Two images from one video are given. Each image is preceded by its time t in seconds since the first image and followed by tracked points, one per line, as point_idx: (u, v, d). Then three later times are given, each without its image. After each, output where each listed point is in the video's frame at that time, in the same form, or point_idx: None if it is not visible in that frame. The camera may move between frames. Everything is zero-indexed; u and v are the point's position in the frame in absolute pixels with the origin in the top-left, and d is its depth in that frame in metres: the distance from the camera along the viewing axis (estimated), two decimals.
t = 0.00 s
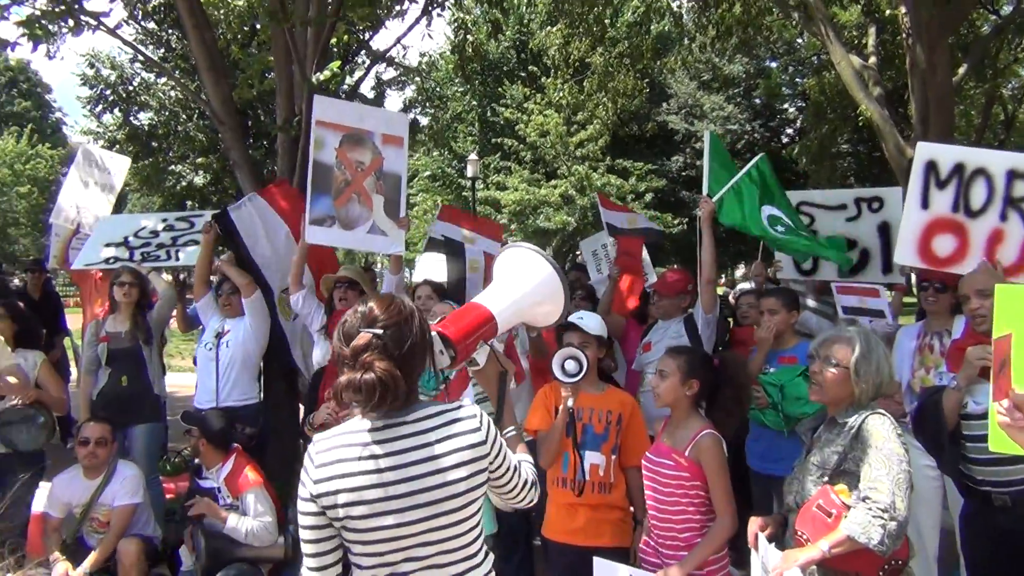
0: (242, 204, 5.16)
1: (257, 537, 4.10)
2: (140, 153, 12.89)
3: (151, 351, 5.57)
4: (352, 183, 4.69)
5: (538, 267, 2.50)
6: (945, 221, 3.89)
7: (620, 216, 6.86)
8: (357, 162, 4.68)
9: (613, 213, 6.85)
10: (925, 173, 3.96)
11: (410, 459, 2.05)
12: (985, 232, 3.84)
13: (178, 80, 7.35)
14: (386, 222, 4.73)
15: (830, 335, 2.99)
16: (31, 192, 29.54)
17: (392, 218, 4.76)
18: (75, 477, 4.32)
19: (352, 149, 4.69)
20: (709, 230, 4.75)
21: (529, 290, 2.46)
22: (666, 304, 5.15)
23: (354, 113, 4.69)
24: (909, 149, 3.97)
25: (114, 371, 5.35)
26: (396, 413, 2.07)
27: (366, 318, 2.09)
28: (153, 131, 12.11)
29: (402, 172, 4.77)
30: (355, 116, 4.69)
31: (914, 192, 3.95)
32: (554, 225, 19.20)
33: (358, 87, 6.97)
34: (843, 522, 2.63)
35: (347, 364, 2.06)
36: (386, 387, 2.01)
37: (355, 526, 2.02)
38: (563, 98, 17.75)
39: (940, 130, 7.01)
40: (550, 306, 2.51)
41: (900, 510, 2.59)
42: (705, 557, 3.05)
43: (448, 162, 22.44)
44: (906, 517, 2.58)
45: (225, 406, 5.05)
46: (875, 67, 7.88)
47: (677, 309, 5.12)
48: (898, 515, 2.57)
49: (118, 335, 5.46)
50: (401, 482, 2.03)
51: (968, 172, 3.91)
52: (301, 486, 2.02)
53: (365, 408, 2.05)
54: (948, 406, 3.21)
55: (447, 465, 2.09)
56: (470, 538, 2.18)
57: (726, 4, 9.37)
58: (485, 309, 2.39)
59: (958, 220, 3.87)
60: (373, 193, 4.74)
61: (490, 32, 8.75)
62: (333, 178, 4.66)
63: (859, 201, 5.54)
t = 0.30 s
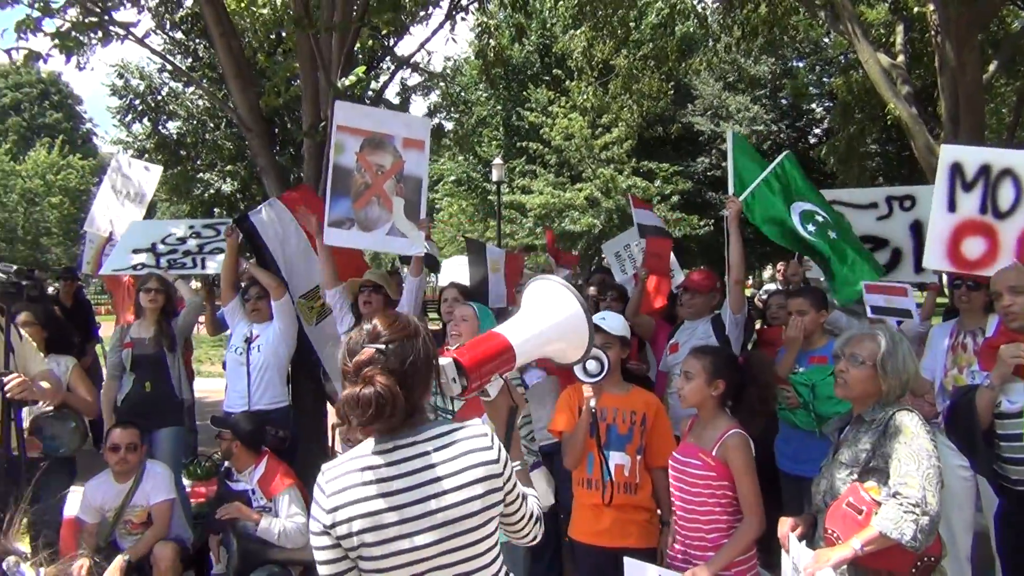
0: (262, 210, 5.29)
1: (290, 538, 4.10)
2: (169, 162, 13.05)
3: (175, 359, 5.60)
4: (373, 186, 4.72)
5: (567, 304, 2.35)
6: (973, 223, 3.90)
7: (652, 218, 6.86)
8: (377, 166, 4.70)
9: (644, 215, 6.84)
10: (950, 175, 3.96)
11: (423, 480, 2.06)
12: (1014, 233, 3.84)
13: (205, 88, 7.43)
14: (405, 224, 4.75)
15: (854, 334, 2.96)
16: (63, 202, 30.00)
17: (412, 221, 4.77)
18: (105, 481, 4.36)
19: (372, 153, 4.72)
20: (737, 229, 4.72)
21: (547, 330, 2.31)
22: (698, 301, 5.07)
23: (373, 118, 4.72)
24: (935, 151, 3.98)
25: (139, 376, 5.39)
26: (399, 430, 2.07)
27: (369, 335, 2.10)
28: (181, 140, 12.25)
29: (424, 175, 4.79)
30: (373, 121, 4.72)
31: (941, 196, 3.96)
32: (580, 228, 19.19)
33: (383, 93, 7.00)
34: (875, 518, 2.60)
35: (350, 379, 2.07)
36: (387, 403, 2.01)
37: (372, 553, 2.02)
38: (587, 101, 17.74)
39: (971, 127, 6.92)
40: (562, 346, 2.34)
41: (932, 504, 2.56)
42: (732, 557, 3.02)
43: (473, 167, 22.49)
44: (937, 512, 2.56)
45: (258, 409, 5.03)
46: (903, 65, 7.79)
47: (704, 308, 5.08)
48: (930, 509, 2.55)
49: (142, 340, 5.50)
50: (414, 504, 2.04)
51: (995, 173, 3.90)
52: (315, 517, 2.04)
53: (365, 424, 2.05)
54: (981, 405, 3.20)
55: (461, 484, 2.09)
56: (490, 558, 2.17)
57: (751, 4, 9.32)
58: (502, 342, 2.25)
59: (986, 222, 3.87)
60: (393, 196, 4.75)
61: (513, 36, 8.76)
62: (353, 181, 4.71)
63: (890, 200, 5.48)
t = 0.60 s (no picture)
0: (275, 207, 5.42)
1: (313, 537, 4.14)
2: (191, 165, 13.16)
3: (195, 360, 5.66)
4: (381, 196, 4.74)
5: (581, 279, 2.36)
6: (999, 201, 4.15)
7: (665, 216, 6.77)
8: (384, 174, 4.71)
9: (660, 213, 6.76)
10: (974, 156, 4.22)
11: (435, 460, 2.06)
12: None
13: (226, 91, 7.47)
14: (415, 225, 4.71)
15: (871, 330, 2.94)
16: (87, 206, 30.32)
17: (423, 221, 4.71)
18: (129, 480, 4.41)
19: (380, 163, 4.75)
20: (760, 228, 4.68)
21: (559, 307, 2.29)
22: (719, 298, 5.05)
23: (378, 128, 4.75)
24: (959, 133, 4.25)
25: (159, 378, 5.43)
26: (411, 420, 2.08)
27: (378, 327, 2.11)
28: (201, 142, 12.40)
29: (432, 176, 4.69)
30: (376, 133, 4.76)
31: (967, 175, 4.22)
32: (600, 227, 19.16)
33: (402, 93, 7.02)
34: (895, 513, 2.59)
35: (360, 372, 2.09)
36: (396, 396, 2.03)
37: (385, 532, 2.05)
38: (606, 99, 17.69)
39: (995, 122, 6.84)
40: (578, 320, 2.34)
41: (952, 497, 2.55)
42: (751, 554, 3.02)
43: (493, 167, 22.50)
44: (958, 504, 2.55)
45: (281, 408, 5.08)
46: (926, 59, 7.71)
47: (724, 304, 5.05)
48: (951, 502, 2.54)
49: (162, 343, 5.56)
50: (426, 484, 2.05)
51: (1019, 152, 4.15)
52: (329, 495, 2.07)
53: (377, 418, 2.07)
54: (1007, 402, 3.16)
55: (474, 465, 2.09)
56: (502, 536, 2.18)
57: None
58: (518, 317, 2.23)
59: (1010, 201, 4.13)
60: (402, 200, 4.75)
61: (531, 35, 8.75)
62: (362, 194, 4.76)
63: (910, 195, 5.42)
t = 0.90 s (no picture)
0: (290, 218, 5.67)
1: (321, 535, 4.13)
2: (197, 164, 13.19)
3: (201, 358, 5.67)
4: (380, 192, 4.74)
5: (583, 324, 2.17)
6: (999, 200, 4.13)
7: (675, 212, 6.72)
8: (382, 169, 4.69)
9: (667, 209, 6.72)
10: (971, 157, 4.22)
11: (436, 479, 2.06)
12: None
13: (230, 90, 7.49)
14: (412, 222, 4.68)
15: (875, 321, 2.93)
16: (94, 206, 30.42)
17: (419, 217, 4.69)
18: (140, 479, 4.42)
19: (378, 158, 4.73)
20: (766, 223, 4.64)
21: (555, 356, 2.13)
22: (721, 292, 5.05)
23: (376, 125, 4.75)
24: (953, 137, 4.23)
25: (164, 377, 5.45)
26: (418, 426, 2.09)
27: (387, 332, 2.11)
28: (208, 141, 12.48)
29: (429, 171, 4.65)
30: (378, 125, 4.75)
31: (965, 176, 4.20)
32: (606, 222, 19.16)
33: (406, 90, 7.02)
34: (910, 502, 2.59)
35: (367, 375, 2.08)
36: (404, 402, 2.02)
37: (385, 548, 2.07)
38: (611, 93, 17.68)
39: (1003, 112, 6.80)
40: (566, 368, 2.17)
41: (967, 484, 2.56)
42: (756, 548, 3.00)
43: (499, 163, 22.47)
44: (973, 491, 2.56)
45: (288, 406, 5.07)
46: (932, 50, 7.68)
47: (728, 296, 5.05)
48: (965, 489, 2.54)
49: (166, 342, 5.56)
50: (426, 504, 2.05)
51: (1016, 151, 4.16)
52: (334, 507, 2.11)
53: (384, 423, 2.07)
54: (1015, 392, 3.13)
55: (476, 482, 2.09)
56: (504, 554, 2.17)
57: None
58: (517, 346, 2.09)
59: (1009, 200, 4.10)
60: (400, 196, 4.72)
61: (535, 30, 8.74)
62: (361, 190, 4.76)
63: (916, 184, 5.38)
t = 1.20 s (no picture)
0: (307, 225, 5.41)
1: (333, 534, 4.16)
2: (207, 166, 13.24)
3: (211, 361, 5.69)
4: (378, 190, 4.73)
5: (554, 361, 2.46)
6: (1014, 182, 4.12)
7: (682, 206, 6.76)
8: (378, 168, 4.68)
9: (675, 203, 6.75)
10: (986, 138, 4.19)
11: (450, 457, 2.08)
12: None
13: (239, 91, 7.50)
14: (409, 218, 4.65)
15: (890, 316, 2.90)
16: (106, 210, 30.60)
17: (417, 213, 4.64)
18: (151, 484, 4.43)
19: (374, 158, 4.73)
20: (770, 219, 4.66)
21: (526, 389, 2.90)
22: (723, 289, 4.97)
23: (372, 122, 4.73)
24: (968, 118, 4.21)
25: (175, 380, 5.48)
26: (436, 407, 2.12)
27: (407, 315, 2.15)
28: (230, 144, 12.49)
29: (423, 166, 4.58)
30: (376, 125, 4.73)
31: (979, 159, 4.19)
32: (616, 220, 19.14)
33: (415, 90, 7.01)
34: (933, 497, 2.57)
35: (386, 356, 2.12)
36: (421, 381, 2.05)
37: (402, 524, 2.12)
38: (620, 91, 17.66)
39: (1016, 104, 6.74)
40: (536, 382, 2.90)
41: (989, 477, 2.55)
42: (768, 545, 2.98)
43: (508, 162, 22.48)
44: (995, 483, 2.55)
45: (296, 406, 5.08)
46: (943, 44, 7.62)
47: (726, 296, 4.95)
48: (989, 483, 2.54)
49: (177, 345, 5.60)
50: (440, 481, 2.07)
51: None
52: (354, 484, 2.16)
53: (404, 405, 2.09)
54: None
55: (488, 463, 2.10)
56: (519, 536, 2.18)
57: None
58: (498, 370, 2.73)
59: None
60: (397, 193, 4.70)
61: (543, 29, 8.72)
62: (360, 190, 4.78)
63: (933, 184, 5.28)
